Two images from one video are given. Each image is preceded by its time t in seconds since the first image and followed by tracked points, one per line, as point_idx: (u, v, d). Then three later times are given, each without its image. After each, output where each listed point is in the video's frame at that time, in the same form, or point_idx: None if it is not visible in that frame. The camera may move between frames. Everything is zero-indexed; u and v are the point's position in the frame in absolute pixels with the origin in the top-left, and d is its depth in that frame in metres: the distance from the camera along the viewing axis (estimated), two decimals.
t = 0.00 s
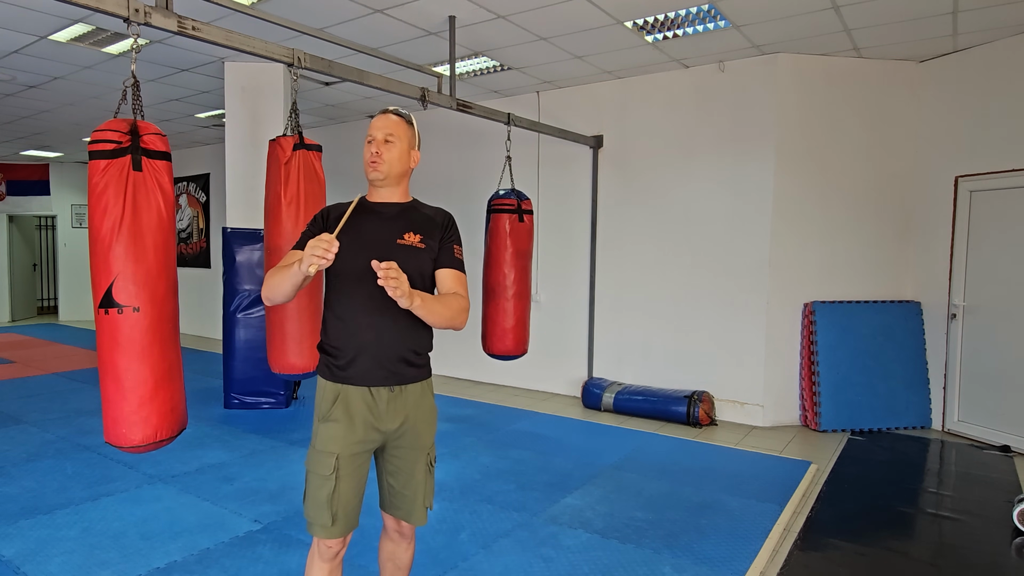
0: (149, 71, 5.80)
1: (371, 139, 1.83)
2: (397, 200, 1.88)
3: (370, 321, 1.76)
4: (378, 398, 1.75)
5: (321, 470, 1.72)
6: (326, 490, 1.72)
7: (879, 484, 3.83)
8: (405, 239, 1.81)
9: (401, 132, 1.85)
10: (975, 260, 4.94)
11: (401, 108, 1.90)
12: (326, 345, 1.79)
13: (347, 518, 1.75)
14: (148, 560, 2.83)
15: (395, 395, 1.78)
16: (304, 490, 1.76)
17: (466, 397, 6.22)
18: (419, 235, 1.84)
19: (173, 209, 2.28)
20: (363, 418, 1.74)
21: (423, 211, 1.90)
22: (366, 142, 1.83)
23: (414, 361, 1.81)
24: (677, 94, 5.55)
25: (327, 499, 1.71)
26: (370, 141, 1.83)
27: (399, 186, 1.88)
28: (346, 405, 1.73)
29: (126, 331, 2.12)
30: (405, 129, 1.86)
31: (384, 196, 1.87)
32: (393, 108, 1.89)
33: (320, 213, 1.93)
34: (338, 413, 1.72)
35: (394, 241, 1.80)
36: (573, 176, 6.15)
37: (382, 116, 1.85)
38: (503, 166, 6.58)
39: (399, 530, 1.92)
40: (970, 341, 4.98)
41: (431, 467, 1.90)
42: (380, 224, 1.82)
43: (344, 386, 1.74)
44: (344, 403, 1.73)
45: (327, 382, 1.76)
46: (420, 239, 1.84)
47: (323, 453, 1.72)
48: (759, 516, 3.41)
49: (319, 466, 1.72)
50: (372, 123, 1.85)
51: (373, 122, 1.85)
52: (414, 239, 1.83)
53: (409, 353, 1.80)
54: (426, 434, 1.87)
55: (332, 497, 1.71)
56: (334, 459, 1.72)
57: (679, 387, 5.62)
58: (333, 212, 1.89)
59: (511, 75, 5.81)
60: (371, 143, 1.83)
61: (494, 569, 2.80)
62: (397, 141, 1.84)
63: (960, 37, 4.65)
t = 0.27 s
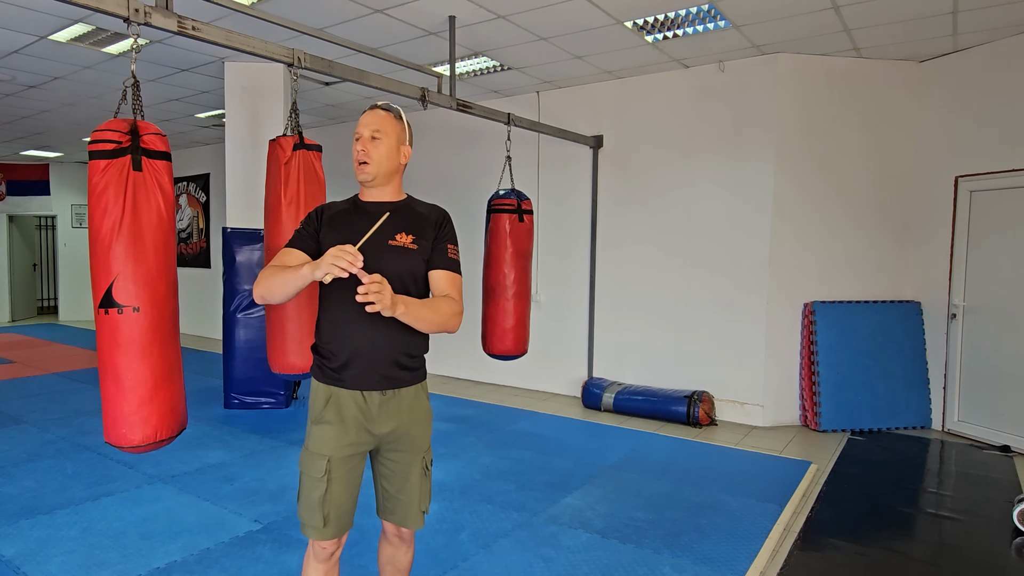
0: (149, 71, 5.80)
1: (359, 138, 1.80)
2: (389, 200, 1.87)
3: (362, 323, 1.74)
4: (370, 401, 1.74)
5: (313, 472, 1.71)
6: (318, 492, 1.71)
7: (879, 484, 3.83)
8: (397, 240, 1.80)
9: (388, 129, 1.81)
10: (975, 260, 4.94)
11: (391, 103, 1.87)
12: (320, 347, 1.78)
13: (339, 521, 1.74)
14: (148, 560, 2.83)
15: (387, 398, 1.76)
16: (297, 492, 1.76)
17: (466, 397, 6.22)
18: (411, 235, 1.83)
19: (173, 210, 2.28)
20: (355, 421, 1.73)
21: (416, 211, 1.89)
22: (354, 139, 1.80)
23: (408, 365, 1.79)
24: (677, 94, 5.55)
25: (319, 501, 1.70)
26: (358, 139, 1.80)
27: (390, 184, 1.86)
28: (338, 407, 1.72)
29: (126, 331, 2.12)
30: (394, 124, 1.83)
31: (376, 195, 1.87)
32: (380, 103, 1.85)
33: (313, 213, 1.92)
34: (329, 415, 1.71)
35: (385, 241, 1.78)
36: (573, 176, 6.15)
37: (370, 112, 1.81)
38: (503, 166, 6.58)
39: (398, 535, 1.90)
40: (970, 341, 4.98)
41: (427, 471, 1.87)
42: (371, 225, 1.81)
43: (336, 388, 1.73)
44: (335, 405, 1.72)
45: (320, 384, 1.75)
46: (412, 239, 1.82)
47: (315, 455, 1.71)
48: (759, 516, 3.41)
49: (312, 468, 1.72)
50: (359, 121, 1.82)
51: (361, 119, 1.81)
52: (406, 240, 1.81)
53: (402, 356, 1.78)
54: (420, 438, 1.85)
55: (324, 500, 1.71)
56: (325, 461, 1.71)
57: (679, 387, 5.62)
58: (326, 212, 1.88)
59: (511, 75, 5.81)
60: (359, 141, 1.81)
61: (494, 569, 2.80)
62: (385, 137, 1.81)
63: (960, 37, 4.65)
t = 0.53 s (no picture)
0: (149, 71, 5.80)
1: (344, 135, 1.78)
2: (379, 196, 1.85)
3: (353, 323, 1.74)
4: (365, 402, 1.73)
5: (308, 473, 1.71)
6: (313, 493, 1.71)
7: (880, 484, 3.82)
8: (385, 237, 1.78)
9: (374, 125, 1.77)
10: (975, 260, 4.94)
11: (377, 97, 1.83)
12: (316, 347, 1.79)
13: (335, 522, 1.74)
14: (148, 560, 2.83)
15: (383, 400, 1.75)
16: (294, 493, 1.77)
17: (466, 397, 6.22)
18: (400, 231, 1.80)
19: (173, 209, 2.28)
20: (350, 422, 1.72)
21: (407, 204, 1.85)
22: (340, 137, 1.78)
23: (403, 364, 1.78)
24: (677, 94, 5.55)
25: (314, 503, 1.70)
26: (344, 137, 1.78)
27: (379, 182, 1.83)
28: (333, 407, 1.72)
29: (126, 331, 2.12)
30: (379, 119, 1.79)
31: (366, 194, 1.85)
32: (367, 98, 1.82)
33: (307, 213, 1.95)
34: (324, 416, 1.71)
35: (374, 239, 1.77)
36: (573, 176, 6.15)
37: (355, 109, 1.78)
38: (503, 166, 6.58)
39: (400, 538, 1.88)
40: (970, 341, 4.98)
41: (426, 474, 1.86)
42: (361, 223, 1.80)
43: (331, 389, 1.73)
44: (331, 406, 1.72)
45: (316, 384, 1.75)
46: (402, 235, 1.79)
47: (310, 456, 1.72)
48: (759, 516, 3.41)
49: (307, 469, 1.72)
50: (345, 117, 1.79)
51: (346, 116, 1.78)
52: (395, 237, 1.78)
53: (396, 355, 1.76)
54: (418, 440, 1.83)
55: (319, 501, 1.70)
56: (321, 462, 1.71)
57: (679, 387, 5.62)
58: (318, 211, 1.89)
59: (511, 75, 5.81)
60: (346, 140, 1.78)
61: (494, 569, 2.80)
62: (371, 134, 1.77)
63: (960, 37, 4.65)
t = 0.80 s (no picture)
0: (149, 71, 5.80)
1: (347, 136, 1.76)
2: (377, 197, 1.83)
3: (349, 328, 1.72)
4: (362, 405, 1.72)
5: (306, 475, 1.72)
6: (310, 495, 1.71)
7: (880, 484, 3.82)
8: (381, 241, 1.75)
9: (377, 125, 1.77)
10: (975, 260, 4.94)
11: (376, 95, 1.81)
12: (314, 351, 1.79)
13: (332, 524, 1.74)
14: (148, 560, 2.83)
15: (380, 402, 1.74)
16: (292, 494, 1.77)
17: (466, 397, 6.22)
18: (396, 235, 1.77)
19: (174, 209, 2.28)
20: (347, 424, 1.73)
21: (404, 206, 1.83)
22: (342, 137, 1.76)
23: (400, 368, 1.77)
24: (677, 94, 5.55)
25: (311, 505, 1.71)
26: (346, 137, 1.76)
27: (380, 182, 1.83)
28: (330, 409, 1.72)
29: (127, 331, 2.12)
30: (381, 119, 1.79)
31: (364, 194, 1.83)
32: (365, 97, 1.80)
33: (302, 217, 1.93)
34: (321, 418, 1.72)
35: (370, 243, 1.75)
36: (573, 176, 6.15)
37: (356, 108, 1.76)
38: (503, 166, 6.58)
39: (401, 539, 1.88)
40: (970, 341, 4.98)
41: (425, 476, 1.85)
42: (357, 227, 1.78)
43: (328, 391, 1.73)
44: (327, 408, 1.72)
45: (313, 387, 1.76)
46: (398, 239, 1.77)
47: (308, 458, 1.72)
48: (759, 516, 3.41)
49: (305, 471, 1.73)
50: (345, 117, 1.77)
51: (346, 115, 1.76)
52: (391, 240, 1.76)
53: (393, 359, 1.75)
54: (417, 442, 1.82)
55: (316, 504, 1.71)
56: (318, 464, 1.71)
57: (679, 387, 5.62)
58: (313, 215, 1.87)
59: (511, 75, 5.81)
60: (348, 139, 1.76)
61: (494, 569, 2.80)
62: (374, 134, 1.77)
63: (960, 37, 4.65)
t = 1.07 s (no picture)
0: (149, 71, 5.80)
1: (360, 135, 1.72)
2: (379, 197, 1.80)
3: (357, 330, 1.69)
4: (365, 407, 1.71)
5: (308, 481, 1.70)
6: (314, 501, 1.70)
7: (880, 484, 3.82)
8: (389, 241, 1.73)
9: (388, 126, 1.75)
10: (975, 260, 4.94)
11: (379, 92, 1.77)
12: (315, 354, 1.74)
13: (335, 528, 1.74)
14: (148, 560, 2.83)
15: (383, 403, 1.73)
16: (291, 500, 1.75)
17: (466, 397, 6.22)
18: (403, 235, 1.76)
19: (173, 210, 2.28)
20: (349, 429, 1.71)
21: (406, 206, 1.82)
22: (354, 136, 1.72)
23: (403, 368, 1.77)
24: (677, 94, 5.55)
25: (315, 511, 1.70)
26: (358, 136, 1.72)
27: (385, 181, 1.79)
28: (332, 414, 1.70)
29: (126, 331, 2.12)
30: (390, 118, 1.76)
31: (367, 194, 1.79)
32: (371, 94, 1.75)
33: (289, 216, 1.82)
34: (323, 423, 1.69)
35: (377, 243, 1.71)
36: (573, 176, 6.16)
37: (367, 106, 1.72)
38: (503, 166, 6.58)
39: (400, 537, 1.87)
40: (969, 341, 4.99)
41: (424, 475, 1.86)
42: (361, 226, 1.73)
43: (330, 395, 1.70)
44: (329, 413, 1.70)
45: (312, 391, 1.71)
46: (404, 239, 1.76)
47: (310, 464, 1.70)
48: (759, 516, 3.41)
49: (306, 477, 1.71)
50: (355, 116, 1.72)
51: (357, 113, 1.71)
52: (399, 241, 1.74)
53: (397, 360, 1.75)
54: (416, 442, 1.83)
55: (320, 510, 1.70)
56: (321, 470, 1.70)
57: (679, 387, 5.62)
58: (307, 214, 1.78)
59: (511, 75, 5.81)
60: (360, 138, 1.72)
61: (494, 569, 2.80)
62: (386, 134, 1.75)
63: (960, 37, 4.65)
